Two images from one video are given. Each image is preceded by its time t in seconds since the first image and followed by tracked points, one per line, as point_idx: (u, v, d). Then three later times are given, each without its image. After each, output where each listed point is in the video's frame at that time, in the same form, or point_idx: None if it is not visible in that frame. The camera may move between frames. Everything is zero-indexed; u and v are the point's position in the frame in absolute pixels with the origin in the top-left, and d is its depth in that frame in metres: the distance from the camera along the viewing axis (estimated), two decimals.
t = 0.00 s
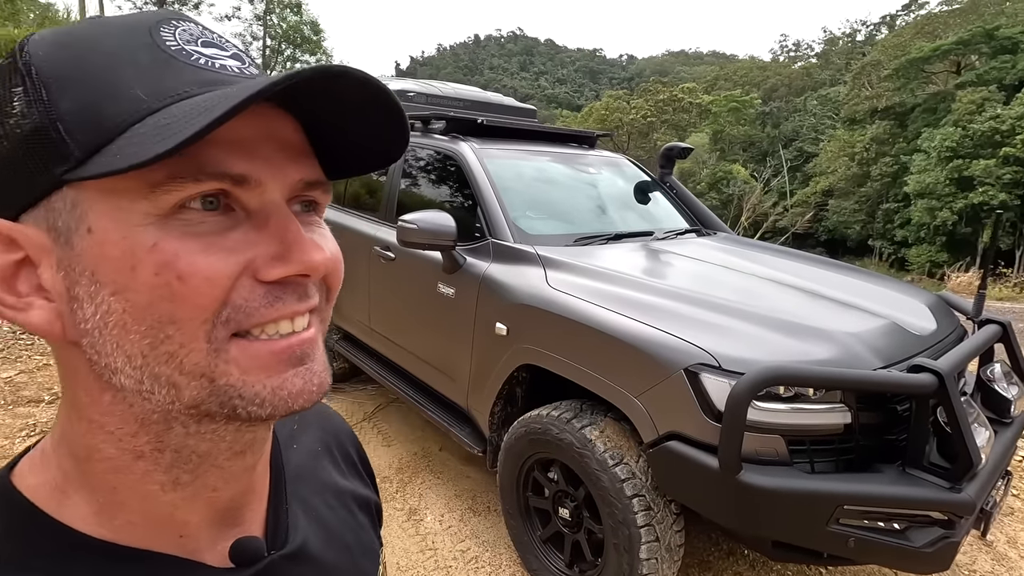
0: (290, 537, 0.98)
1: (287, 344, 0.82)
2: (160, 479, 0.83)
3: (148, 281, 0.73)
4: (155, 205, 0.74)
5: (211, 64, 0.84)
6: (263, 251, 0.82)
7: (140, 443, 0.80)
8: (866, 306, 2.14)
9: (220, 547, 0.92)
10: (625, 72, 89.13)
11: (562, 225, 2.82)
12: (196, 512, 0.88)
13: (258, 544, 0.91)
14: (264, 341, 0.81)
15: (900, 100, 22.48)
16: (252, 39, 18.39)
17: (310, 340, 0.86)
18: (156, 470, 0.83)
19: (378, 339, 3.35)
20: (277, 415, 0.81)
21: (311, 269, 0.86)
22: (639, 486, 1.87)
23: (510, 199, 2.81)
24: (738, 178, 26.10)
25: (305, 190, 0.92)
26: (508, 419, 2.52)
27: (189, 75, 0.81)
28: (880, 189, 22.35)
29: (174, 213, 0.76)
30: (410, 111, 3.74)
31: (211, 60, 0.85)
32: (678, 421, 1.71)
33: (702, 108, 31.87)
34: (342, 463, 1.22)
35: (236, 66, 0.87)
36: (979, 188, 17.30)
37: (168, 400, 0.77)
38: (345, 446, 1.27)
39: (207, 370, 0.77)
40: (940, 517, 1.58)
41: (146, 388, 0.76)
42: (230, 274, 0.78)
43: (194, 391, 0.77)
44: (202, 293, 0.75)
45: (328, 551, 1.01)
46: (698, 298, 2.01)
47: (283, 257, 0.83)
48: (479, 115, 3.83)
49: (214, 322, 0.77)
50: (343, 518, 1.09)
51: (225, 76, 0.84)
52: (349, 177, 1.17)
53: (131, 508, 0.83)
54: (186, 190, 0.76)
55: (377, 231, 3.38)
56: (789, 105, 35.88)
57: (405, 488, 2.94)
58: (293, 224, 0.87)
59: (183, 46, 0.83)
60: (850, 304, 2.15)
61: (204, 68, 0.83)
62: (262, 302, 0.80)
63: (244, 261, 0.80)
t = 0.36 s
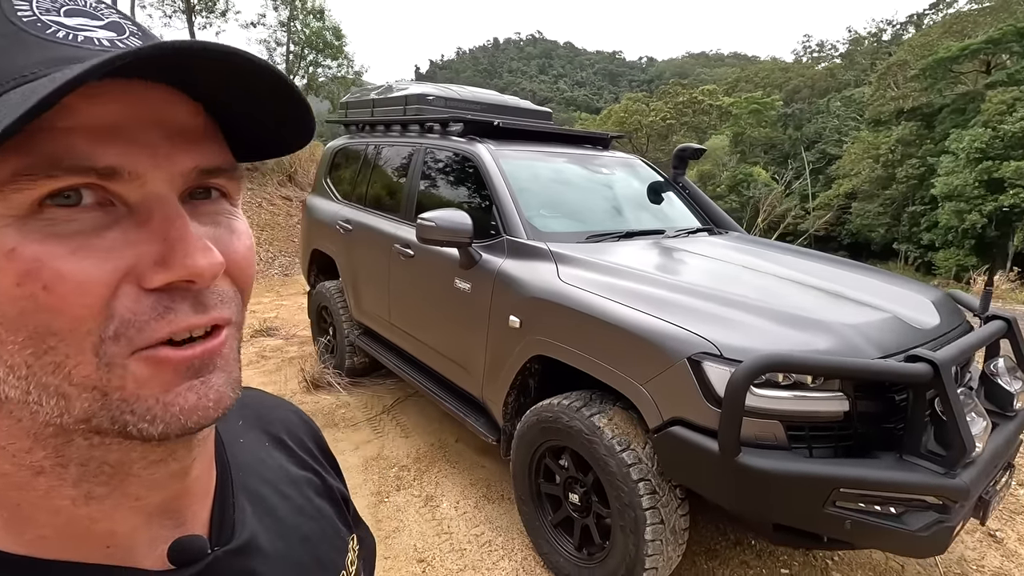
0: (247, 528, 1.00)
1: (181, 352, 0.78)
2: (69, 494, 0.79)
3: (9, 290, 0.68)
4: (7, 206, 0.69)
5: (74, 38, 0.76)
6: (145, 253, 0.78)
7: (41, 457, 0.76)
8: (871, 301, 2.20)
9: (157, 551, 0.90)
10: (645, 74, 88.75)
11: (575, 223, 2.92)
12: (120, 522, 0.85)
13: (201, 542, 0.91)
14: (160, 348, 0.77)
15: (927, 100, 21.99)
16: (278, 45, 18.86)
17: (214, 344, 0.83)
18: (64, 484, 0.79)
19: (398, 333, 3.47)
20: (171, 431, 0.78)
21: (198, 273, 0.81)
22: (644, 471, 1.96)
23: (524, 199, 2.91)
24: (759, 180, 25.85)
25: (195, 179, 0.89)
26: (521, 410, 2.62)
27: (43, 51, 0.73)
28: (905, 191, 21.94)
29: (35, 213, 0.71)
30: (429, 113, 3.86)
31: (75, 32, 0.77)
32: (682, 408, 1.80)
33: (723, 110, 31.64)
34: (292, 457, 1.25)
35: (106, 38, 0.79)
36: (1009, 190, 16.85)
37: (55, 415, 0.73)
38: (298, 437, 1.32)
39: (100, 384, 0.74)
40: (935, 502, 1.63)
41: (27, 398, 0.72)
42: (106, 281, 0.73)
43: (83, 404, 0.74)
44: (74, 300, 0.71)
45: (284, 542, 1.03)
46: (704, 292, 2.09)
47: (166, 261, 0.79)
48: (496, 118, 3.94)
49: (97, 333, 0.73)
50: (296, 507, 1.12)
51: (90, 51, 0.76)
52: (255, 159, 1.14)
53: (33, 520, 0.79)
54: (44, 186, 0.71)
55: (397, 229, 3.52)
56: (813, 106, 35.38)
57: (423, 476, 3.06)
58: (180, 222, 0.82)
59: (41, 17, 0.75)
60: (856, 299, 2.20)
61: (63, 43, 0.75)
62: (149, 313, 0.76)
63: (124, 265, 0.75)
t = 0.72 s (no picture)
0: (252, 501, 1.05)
1: (218, 330, 0.84)
2: (90, 470, 0.83)
3: (74, 283, 0.71)
4: (73, 210, 0.72)
5: (121, 64, 0.80)
6: (187, 252, 0.83)
7: (64, 437, 0.79)
8: (869, 295, 2.29)
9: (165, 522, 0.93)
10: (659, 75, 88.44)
11: (586, 221, 3.04)
12: (138, 497, 0.89)
13: (203, 515, 0.94)
14: (198, 331, 0.82)
15: (946, 100, 21.66)
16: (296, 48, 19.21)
17: (239, 324, 0.88)
18: (85, 460, 0.83)
19: (416, 327, 3.62)
20: (210, 397, 0.83)
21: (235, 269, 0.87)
22: (651, 453, 2.07)
23: (538, 198, 3.03)
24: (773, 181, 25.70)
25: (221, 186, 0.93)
26: (534, 399, 2.75)
27: (104, 77, 0.77)
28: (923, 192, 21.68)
29: (95, 216, 0.74)
30: (447, 116, 3.99)
31: (120, 58, 0.81)
32: (686, 392, 1.91)
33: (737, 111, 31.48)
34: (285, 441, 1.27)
35: (146, 64, 0.85)
36: None
37: (99, 394, 0.76)
38: (293, 421, 1.37)
39: (143, 365, 0.77)
40: (926, 482, 1.73)
41: (76, 380, 0.75)
42: (157, 275, 0.78)
43: (127, 383, 0.77)
44: (132, 293, 0.75)
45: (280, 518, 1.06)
46: (708, 284, 2.21)
47: (206, 258, 0.84)
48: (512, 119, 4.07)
49: (146, 322, 0.77)
50: (292, 487, 1.15)
51: (141, 77, 0.81)
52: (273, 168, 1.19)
53: (54, 491, 0.82)
54: (99, 193, 0.74)
55: (416, 227, 3.66)
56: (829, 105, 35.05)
57: (440, 463, 3.20)
58: (214, 224, 0.87)
59: (89, 42, 0.78)
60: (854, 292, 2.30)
61: (115, 69, 0.79)
62: (193, 303, 0.82)
63: (170, 262, 0.80)
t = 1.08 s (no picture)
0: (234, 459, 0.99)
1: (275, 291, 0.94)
2: (132, 427, 0.79)
3: (233, 245, 0.79)
4: (236, 185, 0.80)
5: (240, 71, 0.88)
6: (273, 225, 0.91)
7: (122, 393, 0.75)
8: (873, 288, 2.32)
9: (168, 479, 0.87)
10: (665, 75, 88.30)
11: (593, 218, 3.08)
12: (149, 452, 0.83)
13: (195, 472, 0.89)
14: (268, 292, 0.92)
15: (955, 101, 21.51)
16: (304, 50, 19.38)
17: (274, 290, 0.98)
18: (132, 417, 0.78)
19: (425, 322, 3.68)
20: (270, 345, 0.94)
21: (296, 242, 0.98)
22: (656, 442, 2.12)
23: (546, 196, 3.08)
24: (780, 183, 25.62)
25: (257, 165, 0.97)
26: (541, 390, 2.80)
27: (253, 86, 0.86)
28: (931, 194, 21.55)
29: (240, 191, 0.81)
30: (455, 114, 4.04)
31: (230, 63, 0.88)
32: (692, 381, 1.95)
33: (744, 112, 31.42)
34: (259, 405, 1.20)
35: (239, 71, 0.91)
36: None
37: (211, 341, 0.80)
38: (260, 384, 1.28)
39: (243, 316, 0.84)
40: (925, 469, 1.77)
41: (196, 330, 0.77)
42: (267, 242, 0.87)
43: (226, 333, 0.82)
44: (261, 255, 0.84)
45: (264, 473, 1.00)
46: (713, 277, 2.25)
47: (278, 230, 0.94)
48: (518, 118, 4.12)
49: (258, 280, 0.85)
50: (273, 446, 1.09)
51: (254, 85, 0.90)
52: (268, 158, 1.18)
53: (55, 443, 0.74)
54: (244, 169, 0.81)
55: (425, 224, 3.72)
56: (837, 106, 34.88)
57: (448, 455, 3.25)
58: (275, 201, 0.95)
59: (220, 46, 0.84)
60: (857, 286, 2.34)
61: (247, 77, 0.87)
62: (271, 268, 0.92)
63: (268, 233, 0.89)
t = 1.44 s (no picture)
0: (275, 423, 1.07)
1: (205, 295, 0.86)
2: (153, 397, 0.91)
3: (72, 255, 0.78)
4: (60, 192, 0.78)
5: (91, 44, 0.81)
6: (164, 228, 0.84)
7: (120, 372, 0.88)
8: (882, 293, 2.31)
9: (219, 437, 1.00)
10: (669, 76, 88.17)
11: (598, 220, 3.09)
12: (195, 414, 0.97)
13: (249, 429, 0.99)
14: (189, 298, 0.85)
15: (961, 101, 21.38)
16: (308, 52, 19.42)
17: (232, 290, 0.89)
18: (145, 391, 0.91)
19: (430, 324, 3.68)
20: (205, 362, 0.87)
21: (211, 242, 0.87)
22: (662, 446, 2.12)
23: (551, 199, 3.08)
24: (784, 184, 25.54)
25: (205, 160, 0.91)
26: (546, 393, 2.80)
27: (70, 62, 0.78)
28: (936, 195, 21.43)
29: (81, 198, 0.79)
30: (460, 117, 4.05)
31: (92, 38, 0.81)
32: (699, 385, 1.95)
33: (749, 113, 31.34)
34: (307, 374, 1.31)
35: (120, 39, 0.83)
36: None
37: (123, 347, 0.84)
38: (305, 358, 1.38)
39: (145, 326, 0.83)
40: (933, 475, 1.76)
41: (103, 335, 0.84)
42: (137, 248, 0.81)
43: (139, 343, 0.83)
44: (120, 263, 0.80)
45: (309, 432, 1.10)
46: (720, 281, 2.24)
47: (181, 233, 0.85)
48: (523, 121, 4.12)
49: (139, 290, 0.81)
50: (316, 409, 1.19)
51: (106, 57, 0.81)
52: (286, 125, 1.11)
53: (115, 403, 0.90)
54: (78, 172, 0.79)
55: (430, 227, 3.72)
56: (842, 107, 34.72)
57: (452, 457, 3.26)
58: (194, 199, 0.87)
59: (65, 26, 0.80)
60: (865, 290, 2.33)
61: (82, 51, 0.79)
62: (177, 273, 0.84)
63: (152, 238, 0.82)
